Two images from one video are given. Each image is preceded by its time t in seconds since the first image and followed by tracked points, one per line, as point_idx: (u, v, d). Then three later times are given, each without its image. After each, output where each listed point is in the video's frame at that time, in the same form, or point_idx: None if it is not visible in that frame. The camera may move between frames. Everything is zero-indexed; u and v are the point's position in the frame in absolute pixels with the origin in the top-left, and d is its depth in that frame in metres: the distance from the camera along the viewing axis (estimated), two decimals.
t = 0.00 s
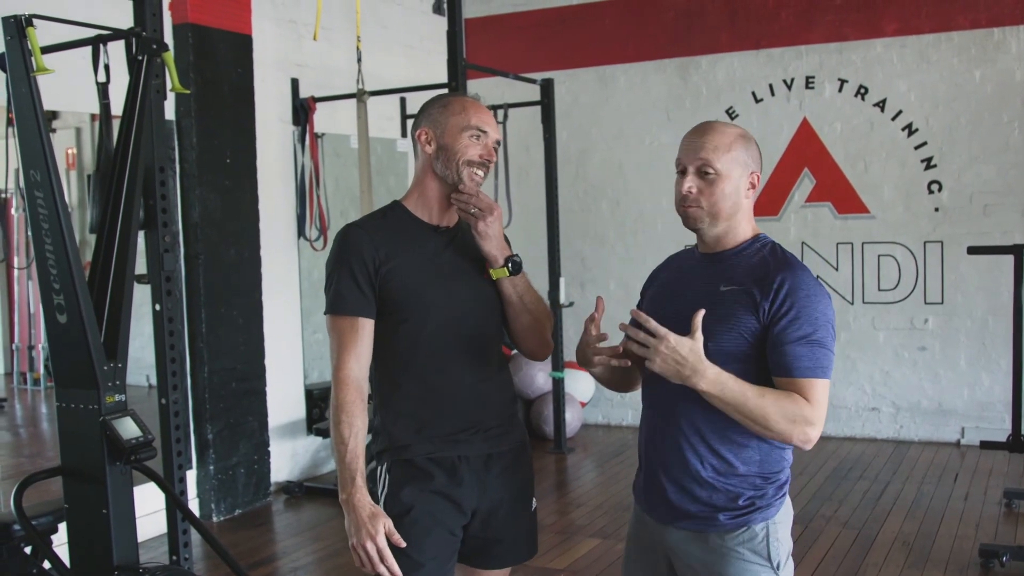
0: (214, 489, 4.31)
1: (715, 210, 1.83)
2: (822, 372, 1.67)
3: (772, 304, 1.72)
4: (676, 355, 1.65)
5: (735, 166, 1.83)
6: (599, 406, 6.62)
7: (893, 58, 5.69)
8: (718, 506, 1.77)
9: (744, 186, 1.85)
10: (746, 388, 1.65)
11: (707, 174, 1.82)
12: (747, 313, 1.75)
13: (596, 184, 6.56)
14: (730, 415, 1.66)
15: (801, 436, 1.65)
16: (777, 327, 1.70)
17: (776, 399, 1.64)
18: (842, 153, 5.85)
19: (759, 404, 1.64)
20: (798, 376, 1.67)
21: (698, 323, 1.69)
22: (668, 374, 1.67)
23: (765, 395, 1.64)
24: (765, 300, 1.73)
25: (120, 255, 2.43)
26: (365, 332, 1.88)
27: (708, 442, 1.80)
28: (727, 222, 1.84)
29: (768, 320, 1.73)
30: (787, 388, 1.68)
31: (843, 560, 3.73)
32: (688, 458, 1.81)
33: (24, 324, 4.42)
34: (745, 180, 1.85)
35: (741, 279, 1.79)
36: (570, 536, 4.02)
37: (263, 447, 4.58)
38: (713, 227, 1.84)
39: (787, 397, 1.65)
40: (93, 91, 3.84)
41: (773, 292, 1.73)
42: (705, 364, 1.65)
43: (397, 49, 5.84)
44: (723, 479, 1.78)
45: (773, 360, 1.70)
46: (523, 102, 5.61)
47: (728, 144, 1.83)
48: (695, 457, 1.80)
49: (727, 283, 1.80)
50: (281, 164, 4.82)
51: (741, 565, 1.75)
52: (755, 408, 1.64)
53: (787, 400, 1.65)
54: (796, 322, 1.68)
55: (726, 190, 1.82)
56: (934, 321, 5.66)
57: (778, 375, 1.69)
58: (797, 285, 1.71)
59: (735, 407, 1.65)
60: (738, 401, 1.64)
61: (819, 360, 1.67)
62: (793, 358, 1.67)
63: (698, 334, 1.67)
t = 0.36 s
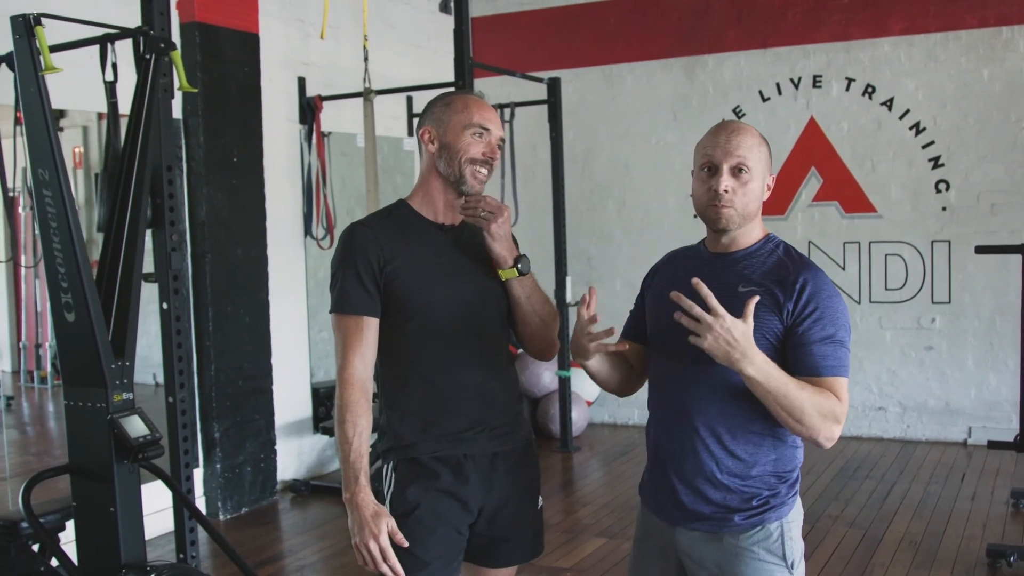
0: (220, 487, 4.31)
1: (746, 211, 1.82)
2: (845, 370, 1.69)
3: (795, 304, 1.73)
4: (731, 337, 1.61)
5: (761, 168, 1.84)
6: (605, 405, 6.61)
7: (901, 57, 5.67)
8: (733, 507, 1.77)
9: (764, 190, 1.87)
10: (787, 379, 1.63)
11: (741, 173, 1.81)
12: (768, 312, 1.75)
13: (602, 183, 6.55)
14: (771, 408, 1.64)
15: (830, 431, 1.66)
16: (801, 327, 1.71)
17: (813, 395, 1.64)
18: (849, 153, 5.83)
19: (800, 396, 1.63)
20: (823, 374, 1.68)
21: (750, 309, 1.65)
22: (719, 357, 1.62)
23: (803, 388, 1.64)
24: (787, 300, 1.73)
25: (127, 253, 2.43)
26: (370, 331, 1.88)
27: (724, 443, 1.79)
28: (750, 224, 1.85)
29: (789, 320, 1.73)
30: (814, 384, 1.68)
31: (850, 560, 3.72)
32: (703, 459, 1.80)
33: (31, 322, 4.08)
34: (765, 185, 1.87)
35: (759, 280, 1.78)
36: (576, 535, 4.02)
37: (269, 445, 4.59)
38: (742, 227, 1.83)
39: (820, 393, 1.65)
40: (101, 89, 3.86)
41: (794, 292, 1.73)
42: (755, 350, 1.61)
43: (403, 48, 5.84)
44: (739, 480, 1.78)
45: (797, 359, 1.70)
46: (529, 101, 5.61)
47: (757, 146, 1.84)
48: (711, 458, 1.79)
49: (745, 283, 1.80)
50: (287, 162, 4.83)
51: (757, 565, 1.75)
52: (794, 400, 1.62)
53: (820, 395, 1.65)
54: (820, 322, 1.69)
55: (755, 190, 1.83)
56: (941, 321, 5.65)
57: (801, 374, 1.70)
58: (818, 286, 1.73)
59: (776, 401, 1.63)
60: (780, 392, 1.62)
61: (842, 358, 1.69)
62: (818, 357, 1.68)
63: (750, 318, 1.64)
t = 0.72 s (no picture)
0: (222, 484, 4.31)
1: (717, 201, 1.82)
2: (850, 363, 1.69)
3: (797, 300, 1.72)
4: (730, 344, 1.60)
5: (738, 158, 1.82)
6: (606, 402, 6.61)
7: (902, 53, 5.66)
8: (740, 504, 1.77)
9: (747, 179, 1.83)
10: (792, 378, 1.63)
11: (707, 163, 1.82)
12: (771, 310, 1.74)
13: (603, 180, 6.55)
14: (777, 408, 1.65)
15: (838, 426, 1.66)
16: (805, 322, 1.70)
17: (818, 392, 1.64)
18: (850, 149, 5.83)
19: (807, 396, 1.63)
20: (829, 369, 1.68)
21: (747, 313, 1.64)
22: (720, 364, 1.62)
23: (808, 387, 1.64)
24: (789, 296, 1.73)
25: (127, 249, 2.43)
26: (368, 327, 1.88)
27: (730, 440, 1.79)
28: (731, 216, 1.83)
29: (793, 316, 1.72)
30: (820, 380, 1.68)
31: (851, 557, 3.72)
32: (710, 456, 1.80)
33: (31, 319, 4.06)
34: (750, 172, 1.83)
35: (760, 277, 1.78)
36: (578, 531, 4.02)
37: (270, 442, 4.59)
38: (717, 218, 1.82)
39: (825, 388, 1.65)
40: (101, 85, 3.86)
41: (797, 287, 1.73)
42: (756, 355, 1.61)
43: (403, 45, 5.84)
44: (745, 477, 1.78)
45: (802, 354, 1.70)
46: (530, 98, 5.60)
47: (730, 135, 1.83)
48: (717, 456, 1.79)
49: (747, 280, 1.79)
50: (288, 159, 4.82)
51: (764, 562, 1.75)
52: (801, 400, 1.63)
53: (827, 392, 1.65)
54: (824, 317, 1.69)
55: (728, 180, 1.81)
56: (942, 318, 5.64)
57: (807, 370, 1.70)
58: (821, 279, 1.72)
59: (782, 402, 1.63)
60: (785, 393, 1.62)
61: (846, 352, 1.69)
62: (823, 352, 1.68)
63: (747, 321, 1.63)
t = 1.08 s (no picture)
0: (218, 484, 4.31)
1: (690, 198, 1.87)
2: (846, 346, 1.68)
3: (788, 289, 1.72)
4: (711, 346, 1.61)
5: (706, 151, 1.85)
6: (602, 401, 6.61)
7: (898, 52, 5.67)
8: (731, 501, 1.77)
9: (718, 169, 1.84)
10: (779, 371, 1.63)
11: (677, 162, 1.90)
12: (763, 300, 1.74)
13: (600, 179, 6.55)
14: (768, 400, 1.66)
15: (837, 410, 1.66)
16: (797, 309, 1.70)
17: (811, 379, 1.64)
18: (847, 148, 5.83)
19: (797, 385, 1.63)
20: (825, 352, 1.67)
21: (730, 307, 1.63)
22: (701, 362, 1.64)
23: (798, 376, 1.64)
24: (780, 283, 1.73)
25: (123, 249, 2.43)
26: (367, 329, 1.88)
27: (722, 438, 1.78)
28: (708, 209, 1.86)
29: (785, 303, 1.72)
30: (815, 365, 1.68)
31: (847, 555, 3.72)
32: (701, 452, 1.80)
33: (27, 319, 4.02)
34: (719, 162, 1.84)
35: (750, 268, 1.78)
36: (574, 531, 4.01)
37: (267, 442, 4.58)
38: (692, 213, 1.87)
39: (818, 375, 1.65)
40: (97, 84, 3.85)
41: (786, 275, 1.72)
42: (739, 352, 1.61)
43: (400, 44, 5.83)
44: (736, 475, 1.77)
45: (797, 340, 1.70)
46: (527, 97, 5.60)
47: (698, 130, 1.87)
48: (708, 453, 1.80)
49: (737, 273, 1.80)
50: (285, 158, 4.82)
51: (753, 561, 1.75)
52: (791, 390, 1.63)
53: (821, 377, 1.65)
54: (815, 301, 1.69)
55: (697, 174, 1.85)
56: (938, 316, 5.65)
57: (804, 356, 1.70)
58: (811, 264, 1.71)
59: (772, 394, 1.64)
60: (773, 387, 1.63)
61: (842, 334, 1.68)
62: (817, 336, 1.68)
63: (732, 319, 1.62)
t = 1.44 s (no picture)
0: (215, 483, 4.30)
1: (684, 204, 1.89)
2: (822, 359, 1.64)
3: (762, 299, 1.71)
4: (666, 373, 1.61)
5: (699, 156, 1.86)
6: (601, 401, 6.61)
7: (895, 52, 5.67)
8: (724, 505, 1.78)
9: (712, 175, 1.85)
10: (741, 393, 1.63)
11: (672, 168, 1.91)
12: (740, 309, 1.74)
13: (597, 178, 6.55)
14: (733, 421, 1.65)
15: (808, 429, 1.62)
16: (770, 320, 1.68)
17: (775, 398, 1.62)
18: (844, 147, 5.83)
19: (761, 405, 1.61)
20: (797, 367, 1.64)
21: (687, 335, 1.64)
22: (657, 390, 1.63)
23: (761, 397, 1.62)
24: (755, 294, 1.72)
25: (122, 248, 2.43)
26: (367, 329, 1.88)
27: (717, 441, 1.79)
28: (702, 214, 1.88)
29: (760, 313, 1.71)
30: (788, 382, 1.66)
31: (844, 554, 3.73)
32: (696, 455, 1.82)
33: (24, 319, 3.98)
34: (712, 168, 1.85)
35: (734, 275, 1.77)
36: (571, 530, 4.01)
37: (265, 441, 4.58)
38: (687, 220, 1.89)
39: (787, 393, 1.63)
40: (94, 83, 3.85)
41: (762, 285, 1.71)
42: (695, 379, 1.62)
43: (397, 43, 5.83)
44: (729, 479, 1.78)
45: (772, 352, 1.68)
46: (525, 97, 5.60)
47: (692, 135, 1.88)
48: (703, 455, 1.81)
49: (723, 279, 1.80)
50: (282, 157, 4.82)
51: (747, 564, 1.75)
52: (753, 410, 1.62)
53: (788, 395, 1.62)
54: (786, 312, 1.66)
55: (691, 180, 1.87)
56: (935, 315, 5.66)
57: (779, 369, 1.67)
58: (787, 274, 1.69)
59: (735, 415, 1.63)
60: (733, 407, 1.63)
61: (817, 347, 1.64)
62: (790, 349, 1.65)
63: (688, 348, 1.63)
